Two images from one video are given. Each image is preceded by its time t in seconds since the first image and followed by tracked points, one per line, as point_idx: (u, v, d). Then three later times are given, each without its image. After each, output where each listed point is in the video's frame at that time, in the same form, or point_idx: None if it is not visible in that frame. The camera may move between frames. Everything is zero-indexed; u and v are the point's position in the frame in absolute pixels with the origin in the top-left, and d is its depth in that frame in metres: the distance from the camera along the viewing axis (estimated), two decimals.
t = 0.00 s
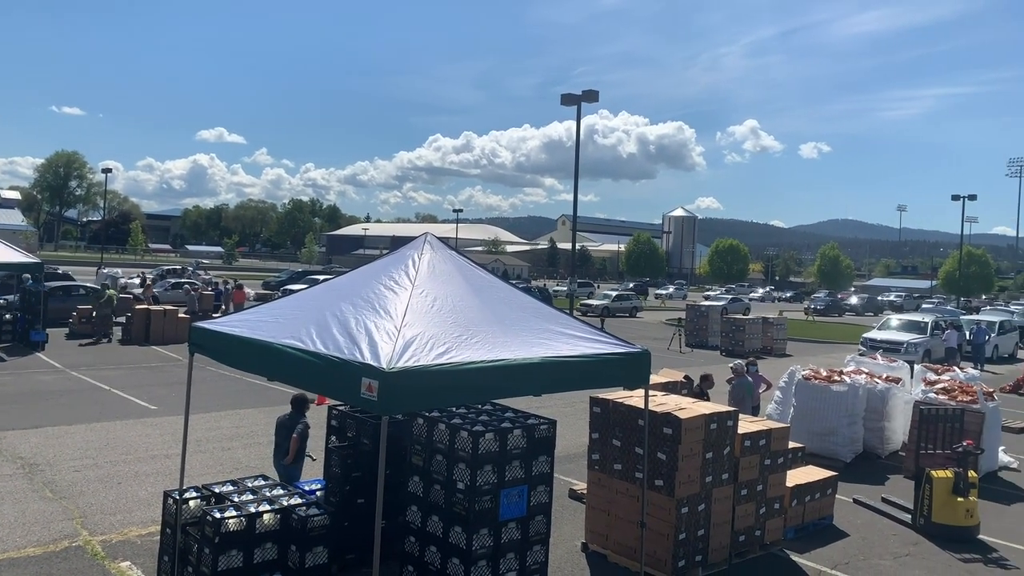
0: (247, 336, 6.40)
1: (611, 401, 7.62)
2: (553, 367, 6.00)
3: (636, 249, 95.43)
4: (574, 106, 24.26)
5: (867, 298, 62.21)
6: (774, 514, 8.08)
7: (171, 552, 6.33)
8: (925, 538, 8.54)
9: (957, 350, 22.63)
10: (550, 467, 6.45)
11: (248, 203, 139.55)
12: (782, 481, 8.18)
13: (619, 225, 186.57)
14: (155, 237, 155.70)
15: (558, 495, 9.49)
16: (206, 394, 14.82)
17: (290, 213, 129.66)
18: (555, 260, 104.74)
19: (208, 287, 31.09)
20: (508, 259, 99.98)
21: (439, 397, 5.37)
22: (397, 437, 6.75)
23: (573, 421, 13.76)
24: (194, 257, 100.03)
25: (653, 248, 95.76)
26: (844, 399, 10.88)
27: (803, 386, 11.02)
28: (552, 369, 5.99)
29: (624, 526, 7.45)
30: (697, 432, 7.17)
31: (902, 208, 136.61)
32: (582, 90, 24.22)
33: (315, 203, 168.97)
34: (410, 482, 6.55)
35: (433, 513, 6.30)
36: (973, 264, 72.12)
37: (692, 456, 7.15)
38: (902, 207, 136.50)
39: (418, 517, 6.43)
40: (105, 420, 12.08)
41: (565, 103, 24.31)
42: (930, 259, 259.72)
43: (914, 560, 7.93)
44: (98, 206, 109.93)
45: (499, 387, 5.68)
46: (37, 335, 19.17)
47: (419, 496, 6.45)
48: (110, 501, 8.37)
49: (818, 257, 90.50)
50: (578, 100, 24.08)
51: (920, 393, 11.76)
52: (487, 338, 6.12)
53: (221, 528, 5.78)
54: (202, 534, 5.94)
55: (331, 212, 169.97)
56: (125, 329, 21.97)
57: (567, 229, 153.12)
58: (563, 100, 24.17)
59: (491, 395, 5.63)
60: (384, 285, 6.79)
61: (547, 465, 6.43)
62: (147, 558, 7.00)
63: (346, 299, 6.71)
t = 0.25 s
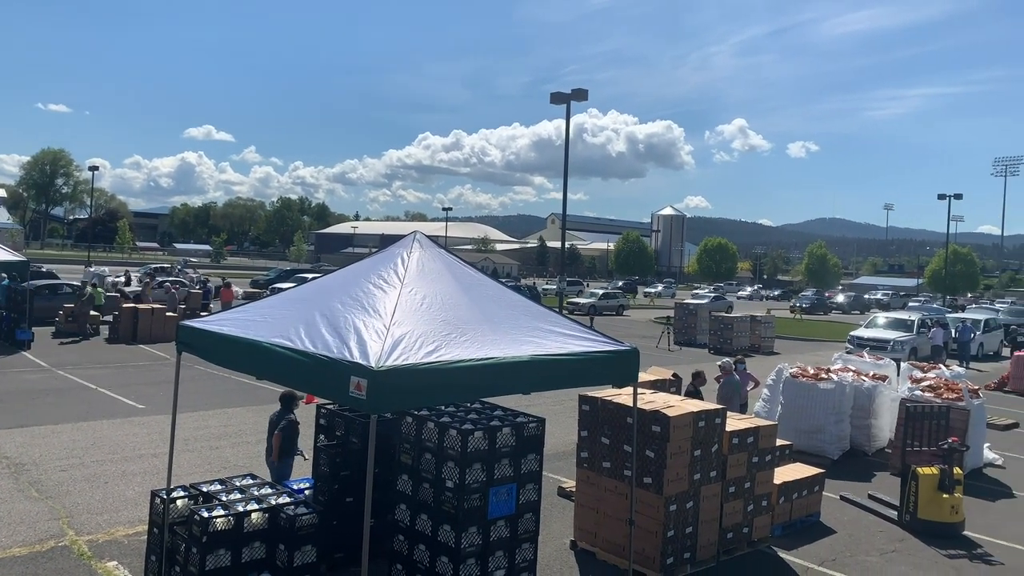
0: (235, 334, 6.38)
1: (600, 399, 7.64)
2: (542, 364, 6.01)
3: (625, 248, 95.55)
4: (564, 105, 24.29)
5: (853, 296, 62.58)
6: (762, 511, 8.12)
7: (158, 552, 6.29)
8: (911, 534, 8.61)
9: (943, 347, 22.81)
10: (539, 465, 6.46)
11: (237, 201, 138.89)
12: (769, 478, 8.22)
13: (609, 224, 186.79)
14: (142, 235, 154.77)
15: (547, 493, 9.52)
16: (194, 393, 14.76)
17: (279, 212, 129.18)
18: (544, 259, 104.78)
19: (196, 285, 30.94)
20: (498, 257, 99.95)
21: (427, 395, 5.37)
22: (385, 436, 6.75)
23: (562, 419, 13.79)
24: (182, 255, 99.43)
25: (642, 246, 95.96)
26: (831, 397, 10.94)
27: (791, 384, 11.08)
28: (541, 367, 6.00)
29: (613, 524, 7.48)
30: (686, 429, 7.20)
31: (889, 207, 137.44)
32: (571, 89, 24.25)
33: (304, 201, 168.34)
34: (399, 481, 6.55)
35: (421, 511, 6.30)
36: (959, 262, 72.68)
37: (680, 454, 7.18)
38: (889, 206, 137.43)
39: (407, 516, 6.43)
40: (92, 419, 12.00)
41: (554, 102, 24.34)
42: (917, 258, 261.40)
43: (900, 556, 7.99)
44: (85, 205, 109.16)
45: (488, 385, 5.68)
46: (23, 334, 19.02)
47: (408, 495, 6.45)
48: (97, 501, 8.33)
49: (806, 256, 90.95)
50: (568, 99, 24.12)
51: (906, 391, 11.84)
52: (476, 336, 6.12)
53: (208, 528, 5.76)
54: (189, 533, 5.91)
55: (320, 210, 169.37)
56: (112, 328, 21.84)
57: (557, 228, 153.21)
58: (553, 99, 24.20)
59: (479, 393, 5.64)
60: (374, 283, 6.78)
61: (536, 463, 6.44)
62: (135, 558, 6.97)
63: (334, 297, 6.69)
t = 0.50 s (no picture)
0: (221, 335, 6.34)
1: (587, 399, 7.66)
2: (529, 364, 6.01)
3: (613, 248, 95.69)
4: (552, 105, 24.31)
5: (838, 296, 63.00)
6: (747, 510, 8.16)
7: (143, 553, 6.25)
8: (895, 531, 8.68)
9: (926, 347, 23.04)
10: (526, 465, 6.46)
11: (223, 200, 138.07)
12: (755, 477, 8.26)
13: (596, 224, 187.11)
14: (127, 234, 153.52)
15: (534, 493, 9.52)
16: (179, 393, 14.67)
17: (265, 211, 128.52)
18: (532, 258, 104.80)
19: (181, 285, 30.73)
20: (485, 257, 99.83)
21: (414, 396, 5.37)
22: (372, 436, 6.74)
23: (549, 419, 13.80)
24: (166, 254, 98.66)
25: (629, 246, 96.16)
26: (816, 396, 11.01)
27: (776, 383, 11.14)
28: (528, 367, 6.01)
29: (599, 523, 7.50)
30: (672, 428, 7.22)
31: (874, 207, 138.42)
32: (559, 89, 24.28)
33: (291, 201, 167.61)
34: (386, 481, 6.54)
35: (408, 511, 6.29)
36: (943, 262, 73.40)
37: (666, 453, 7.20)
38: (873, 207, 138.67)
39: (394, 516, 6.41)
40: (76, 420, 11.90)
41: (542, 102, 24.36)
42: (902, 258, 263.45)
43: (884, 554, 8.05)
44: (69, 204, 108.15)
45: (475, 385, 5.68)
46: (6, 334, 18.84)
47: (395, 495, 6.44)
48: (80, 502, 8.26)
49: (792, 256, 91.51)
50: (555, 99, 24.15)
51: (891, 390, 11.93)
52: (463, 336, 6.11)
53: (193, 529, 5.72)
54: (174, 534, 5.87)
55: (307, 210, 168.69)
56: (96, 328, 21.67)
57: (544, 228, 153.30)
58: (540, 99, 24.21)
59: (466, 393, 5.64)
60: (361, 282, 6.76)
61: (523, 463, 6.45)
62: (118, 560, 6.91)
63: (321, 297, 6.67)
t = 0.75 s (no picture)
0: (206, 335, 6.31)
1: (574, 399, 7.67)
2: (516, 364, 6.02)
3: (600, 248, 95.79)
4: (539, 105, 24.33)
5: (824, 296, 63.38)
6: (734, 509, 8.19)
7: (127, 555, 6.20)
8: (879, 530, 8.75)
9: (910, 346, 23.22)
10: (513, 465, 6.46)
11: (209, 200, 137.19)
12: (741, 476, 8.30)
13: (583, 224, 187.38)
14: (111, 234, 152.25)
15: (521, 493, 9.53)
16: (164, 394, 14.57)
17: (251, 211, 127.83)
18: (519, 258, 104.75)
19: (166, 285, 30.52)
20: (473, 257, 99.69)
21: (401, 396, 5.36)
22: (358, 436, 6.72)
23: (536, 419, 13.81)
24: (151, 254, 97.90)
25: (616, 246, 96.31)
26: (801, 396, 11.08)
27: (762, 383, 11.20)
28: (515, 367, 6.01)
29: (586, 522, 7.51)
30: (659, 428, 7.24)
31: (859, 207, 139.41)
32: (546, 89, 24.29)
33: (277, 200, 166.79)
34: (373, 482, 6.52)
35: (395, 512, 6.28)
36: (926, 263, 74.03)
37: (653, 453, 7.22)
38: (857, 207, 139.79)
39: (380, 517, 6.40)
40: (59, 421, 11.79)
41: (530, 102, 24.37)
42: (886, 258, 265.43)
43: (869, 552, 8.11)
44: (52, 203, 107.14)
45: (462, 385, 5.68)
46: None
47: (381, 496, 6.42)
48: (64, 504, 8.19)
49: (778, 256, 91.99)
50: (543, 99, 24.17)
51: (875, 389, 12.02)
52: (450, 336, 6.11)
53: (179, 530, 5.69)
54: (159, 536, 5.84)
55: (293, 209, 167.97)
56: (80, 328, 21.48)
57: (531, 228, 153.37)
58: (528, 99, 24.22)
59: (453, 394, 5.63)
60: (347, 282, 6.74)
61: (510, 463, 6.45)
62: (102, 562, 6.86)
63: (307, 297, 6.64)
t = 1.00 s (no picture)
0: (190, 336, 6.27)
1: (560, 398, 7.68)
2: (502, 364, 6.02)
3: (587, 248, 95.92)
4: (526, 105, 24.34)
5: (808, 295, 63.79)
6: (719, 507, 8.23)
7: (110, 558, 6.16)
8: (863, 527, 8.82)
9: (893, 345, 23.42)
10: (500, 465, 6.47)
11: (193, 200, 136.28)
12: (726, 475, 8.34)
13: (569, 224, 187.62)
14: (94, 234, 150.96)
15: (507, 493, 9.54)
16: (148, 395, 14.46)
17: (236, 211, 127.13)
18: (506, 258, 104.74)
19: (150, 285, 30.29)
20: (459, 257, 99.57)
21: (387, 397, 5.35)
22: (344, 437, 6.70)
23: (523, 419, 13.82)
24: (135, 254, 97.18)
25: (602, 246, 96.50)
26: (786, 394, 11.14)
27: (747, 382, 11.27)
28: (501, 367, 6.01)
29: (572, 522, 7.53)
30: (645, 427, 7.27)
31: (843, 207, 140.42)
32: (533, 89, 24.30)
33: (262, 200, 165.91)
34: (359, 482, 6.51)
35: (381, 512, 6.27)
36: (909, 262, 74.67)
37: (639, 452, 7.25)
38: (841, 207, 140.81)
39: (367, 518, 6.39)
40: (41, 423, 11.68)
41: (516, 102, 24.38)
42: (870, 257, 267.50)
43: (852, 549, 8.18)
44: (34, 203, 106.10)
45: (448, 385, 5.68)
46: None
47: (367, 496, 6.41)
48: (46, 507, 8.12)
49: (762, 256, 92.51)
50: (529, 99, 24.18)
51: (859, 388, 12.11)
52: (436, 337, 6.10)
53: (162, 533, 5.65)
54: (143, 538, 5.80)
55: (278, 209, 167.14)
56: (63, 329, 21.29)
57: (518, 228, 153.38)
58: (514, 99, 24.23)
59: (439, 394, 5.63)
60: (333, 283, 6.72)
61: (496, 463, 6.45)
62: (85, 565, 6.80)
63: (292, 298, 6.62)
